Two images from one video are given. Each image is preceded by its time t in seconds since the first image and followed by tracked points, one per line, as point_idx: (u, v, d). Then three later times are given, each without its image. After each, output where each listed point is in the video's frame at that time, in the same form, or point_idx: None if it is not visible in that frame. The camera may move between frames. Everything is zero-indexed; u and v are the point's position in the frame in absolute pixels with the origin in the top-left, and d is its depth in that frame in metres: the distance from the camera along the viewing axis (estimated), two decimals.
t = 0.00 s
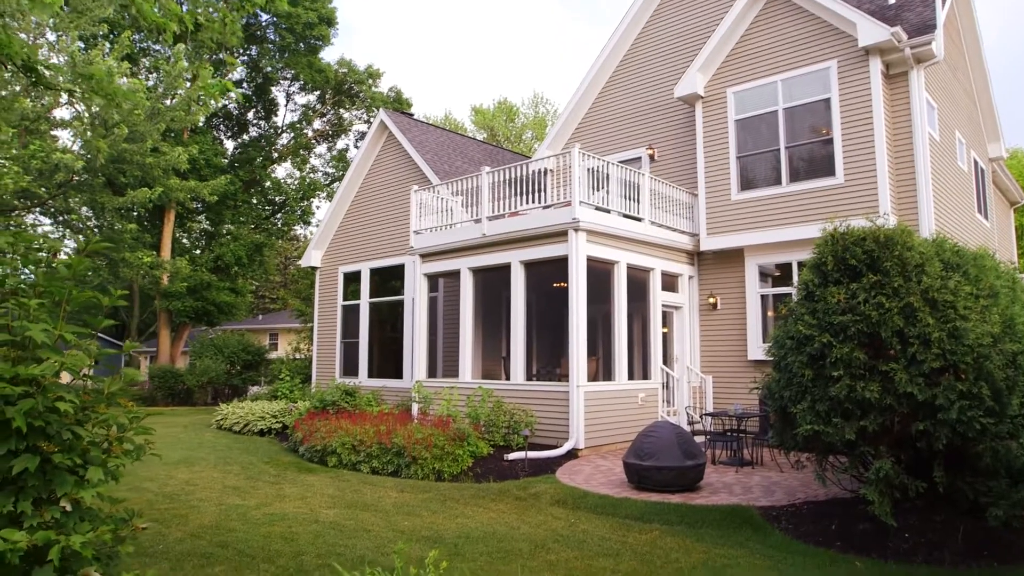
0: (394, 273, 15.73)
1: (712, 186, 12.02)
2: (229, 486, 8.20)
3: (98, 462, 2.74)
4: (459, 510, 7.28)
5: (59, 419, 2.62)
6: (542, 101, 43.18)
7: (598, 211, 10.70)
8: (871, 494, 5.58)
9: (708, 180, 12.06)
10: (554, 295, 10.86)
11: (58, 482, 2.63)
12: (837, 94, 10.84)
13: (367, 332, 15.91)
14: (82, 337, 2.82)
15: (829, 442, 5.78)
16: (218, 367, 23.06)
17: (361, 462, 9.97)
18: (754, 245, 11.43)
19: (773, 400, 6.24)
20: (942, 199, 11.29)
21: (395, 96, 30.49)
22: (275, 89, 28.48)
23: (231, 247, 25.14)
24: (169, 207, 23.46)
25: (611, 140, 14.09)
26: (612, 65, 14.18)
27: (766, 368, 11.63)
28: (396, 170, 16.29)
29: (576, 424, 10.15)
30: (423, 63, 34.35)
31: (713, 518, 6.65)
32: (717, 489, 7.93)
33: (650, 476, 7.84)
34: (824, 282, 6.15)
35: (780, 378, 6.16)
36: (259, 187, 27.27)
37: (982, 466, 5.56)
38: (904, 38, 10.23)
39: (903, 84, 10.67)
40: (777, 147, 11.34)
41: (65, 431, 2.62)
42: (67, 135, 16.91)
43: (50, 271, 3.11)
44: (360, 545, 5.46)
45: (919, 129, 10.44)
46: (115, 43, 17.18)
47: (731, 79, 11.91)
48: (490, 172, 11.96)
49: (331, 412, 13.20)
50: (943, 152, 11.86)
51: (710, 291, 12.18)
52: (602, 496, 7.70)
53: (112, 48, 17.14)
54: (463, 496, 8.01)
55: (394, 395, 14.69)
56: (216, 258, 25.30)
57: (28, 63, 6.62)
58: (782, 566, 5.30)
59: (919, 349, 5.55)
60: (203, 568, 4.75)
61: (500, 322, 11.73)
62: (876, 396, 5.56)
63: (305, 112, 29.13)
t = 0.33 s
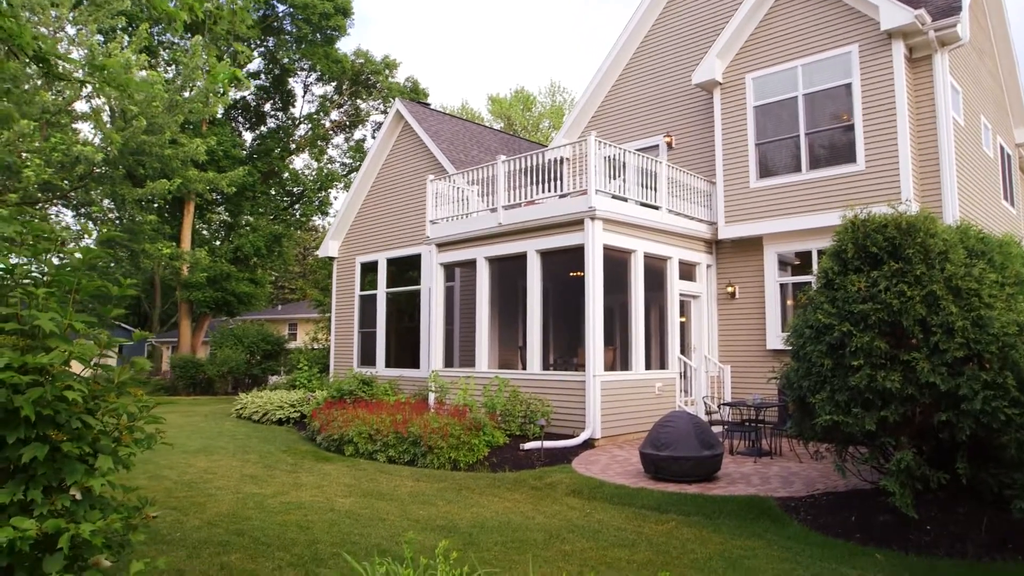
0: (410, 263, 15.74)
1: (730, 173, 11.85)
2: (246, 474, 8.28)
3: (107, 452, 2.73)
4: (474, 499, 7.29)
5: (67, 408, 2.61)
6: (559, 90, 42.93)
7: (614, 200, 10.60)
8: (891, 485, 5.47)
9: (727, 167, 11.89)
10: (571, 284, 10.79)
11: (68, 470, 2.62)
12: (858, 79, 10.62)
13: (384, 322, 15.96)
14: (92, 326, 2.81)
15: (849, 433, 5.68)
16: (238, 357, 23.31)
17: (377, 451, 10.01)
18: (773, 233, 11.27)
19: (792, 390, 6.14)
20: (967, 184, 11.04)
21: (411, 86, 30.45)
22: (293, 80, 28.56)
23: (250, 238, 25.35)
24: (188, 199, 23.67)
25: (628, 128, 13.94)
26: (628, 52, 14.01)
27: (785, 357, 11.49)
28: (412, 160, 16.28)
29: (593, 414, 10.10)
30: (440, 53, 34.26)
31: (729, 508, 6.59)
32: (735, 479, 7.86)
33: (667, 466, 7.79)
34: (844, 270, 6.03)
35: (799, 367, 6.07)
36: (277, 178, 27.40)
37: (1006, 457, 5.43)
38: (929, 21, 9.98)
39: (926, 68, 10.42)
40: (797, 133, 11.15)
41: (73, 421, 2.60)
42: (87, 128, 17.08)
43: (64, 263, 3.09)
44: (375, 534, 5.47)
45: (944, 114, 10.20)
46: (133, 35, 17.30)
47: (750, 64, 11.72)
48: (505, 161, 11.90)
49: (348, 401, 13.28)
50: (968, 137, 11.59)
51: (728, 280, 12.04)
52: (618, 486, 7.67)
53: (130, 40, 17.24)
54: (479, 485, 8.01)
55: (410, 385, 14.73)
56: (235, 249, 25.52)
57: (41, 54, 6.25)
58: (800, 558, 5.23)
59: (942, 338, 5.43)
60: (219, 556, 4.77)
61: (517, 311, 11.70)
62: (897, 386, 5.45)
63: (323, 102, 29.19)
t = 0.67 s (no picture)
0: (428, 254, 15.75)
1: (750, 161, 11.68)
2: (264, 464, 8.35)
3: (117, 441, 2.66)
4: (491, 489, 7.28)
5: (74, 396, 2.55)
6: (577, 79, 42.67)
7: (632, 188, 10.49)
8: (914, 477, 5.37)
9: (747, 155, 11.72)
10: (588, 274, 10.71)
11: (78, 458, 2.56)
12: (882, 63, 10.39)
13: (402, 312, 15.99)
14: (103, 315, 2.73)
15: (870, 424, 5.58)
16: (259, 348, 23.54)
17: (395, 441, 10.05)
18: (794, 222, 11.09)
19: (811, 380, 6.04)
20: (994, 171, 10.78)
21: (429, 76, 30.38)
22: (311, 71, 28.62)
23: (270, 229, 25.57)
24: (209, 191, 23.89)
25: (646, 116, 13.78)
26: (647, 39, 13.83)
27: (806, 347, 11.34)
28: (428, 150, 16.27)
29: (611, 404, 10.05)
30: (458, 43, 34.16)
31: (747, 500, 6.53)
32: (754, 471, 7.77)
33: (685, 456, 7.72)
34: (866, 258, 5.92)
35: (819, 357, 5.97)
36: (296, 169, 27.52)
37: None
38: (954, 4, 9.82)
39: (952, 52, 10.17)
40: (819, 120, 10.95)
41: (81, 409, 2.54)
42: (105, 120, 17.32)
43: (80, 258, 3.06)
44: (389, 523, 5.48)
45: (970, 98, 9.95)
46: (152, 28, 17.39)
47: (771, 50, 11.51)
48: (522, 150, 11.84)
49: (366, 391, 13.36)
50: (995, 122, 11.31)
51: (748, 270, 11.89)
52: (634, 476, 7.62)
53: (149, 32, 17.34)
54: (495, 475, 8.01)
55: (429, 375, 14.75)
56: (256, 240, 25.74)
57: (53, 46, 5.93)
58: (818, 550, 5.16)
59: (966, 327, 5.29)
60: (235, 544, 4.80)
61: (534, 301, 11.66)
62: (920, 376, 5.33)
63: (341, 94, 29.24)
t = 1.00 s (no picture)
0: (446, 244, 15.74)
1: (771, 148, 11.50)
2: (283, 453, 8.41)
3: (127, 429, 2.54)
4: (508, 480, 7.27)
5: (84, 385, 2.41)
6: (597, 68, 42.44)
7: (650, 177, 10.38)
8: (938, 470, 5.25)
9: (767, 143, 11.54)
10: (606, 264, 10.63)
11: (87, 447, 2.43)
12: (907, 48, 10.14)
13: (420, 302, 16.02)
14: (112, 305, 2.64)
15: (892, 416, 5.47)
16: (280, 338, 23.77)
17: (412, 431, 10.08)
18: (815, 211, 10.91)
19: (832, 371, 5.94)
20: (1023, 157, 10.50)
21: (448, 67, 30.28)
22: (330, 63, 28.66)
23: (290, 221, 25.77)
24: (229, 183, 24.11)
25: (665, 104, 13.61)
26: (666, 27, 13.64)
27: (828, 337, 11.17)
28: (446, 141, 16.24)
29: (629, 395, 9.99)
30: (477, 33, 34.02)
31: (765, 492, 6.45)
32: (773, 462, 7.68)
33: (703, 448, 7.64)
34: (889, 247, 5.79)
35: (840, 347, 5.87)
36: (316, 161, 27.63)
37: None
38: None
39: (980, 35, 9.90)
40: (841, 106, 10.74)
41: (91, 397, 2.41)
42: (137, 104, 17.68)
43: (92, 249, 2.80)
44: (405, 513, 5.48)
45: (999, 83, 9.69)
46: (172, 21, 17.50)
47: (793, 35, 11.28)
48: (539, 140, 11.76)
49: (385, 382, 13.43)
50: None
51: (769, 259, 11.73)
52: (652, 467, 7.57)
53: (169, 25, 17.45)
54: (513, 466, 8.00)
55: (447, 365, 14.77)
56: (277, 232, 25.95)
57: (67, 37, 5.62)
58: (837, 543, 5.08)
59: (992, 317, 5.16)
60: (252, 533, 4.82)
61: (552, 291, 11.61)
62: (944, 367, 5.20)
63: (360, 85, 29.27)
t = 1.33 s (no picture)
0: (465, 236, 15.73)
1: (794, 137, 11.30)
2: (302, 444, 8.47)
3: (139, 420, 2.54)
4: (525, 471, 7.26)
5: (95, 376, 2.41)
6: (617, 58, 42.25)
7: (670, 167, 10.26)
8: (963, 464, 5.14)
9: (790, 131, 11.35)
10: (625, 255, 10.54)
11: (99, 437, 2.43)
12: (934, 33, 9.88)
13: (439, 294, 16.02)
14: (123, 295, 2.66)
15: (916, 409, 5.35)
16: (301, 330, 23.96)
17: (430, 422, 10.09)
18: (838, 200, 10.71)
19: (854, 363, 5.84)
20: None
21: (467, 58, 30.18)
22: (350, 56, 28.73)
23: (311, 214, 25.94)
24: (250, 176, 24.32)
25: (685, 93, 13.44)
26: (686, 14, 13.45)
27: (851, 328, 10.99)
28: (464, 131, 16.21)
29: (648, 386, 9.91)
30: (497, 24, 33.89)
31: (785, 485, 6.37)
32: (794, 455, 7.58)
33: (722, 440, 7.56)
34: (913, 236, 5.66)
35: (862, 339, 5.76)
36: (336, 153, 27.74)
37: None
38: None
39: (1010, 19, 9.61)
40: (866, 94, 10.52)
41: (102, 387, 2.42)
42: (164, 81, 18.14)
43: (103, 239, 2.83)
44: (421, 504, 5.49)
45: None
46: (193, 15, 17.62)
47: (816, 21, 11.06)
48: (558, 130, 11.68)
49: (403, 373, 13.48)
50: None
51: (791, 250, 11.55)
52: (671, 460, 7.51)
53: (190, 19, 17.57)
54: (530, 457, 7.99)
55: (466, 357, 14.77)
56: (298, 224, 26.14)
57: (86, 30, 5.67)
58: (859, 538, 4.99)
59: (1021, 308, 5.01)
60: (268, 523, 4.86)
61: (571, 282, 11.55)
62: (971, 359, 5.07)
63: (380, 78, 29.28)
